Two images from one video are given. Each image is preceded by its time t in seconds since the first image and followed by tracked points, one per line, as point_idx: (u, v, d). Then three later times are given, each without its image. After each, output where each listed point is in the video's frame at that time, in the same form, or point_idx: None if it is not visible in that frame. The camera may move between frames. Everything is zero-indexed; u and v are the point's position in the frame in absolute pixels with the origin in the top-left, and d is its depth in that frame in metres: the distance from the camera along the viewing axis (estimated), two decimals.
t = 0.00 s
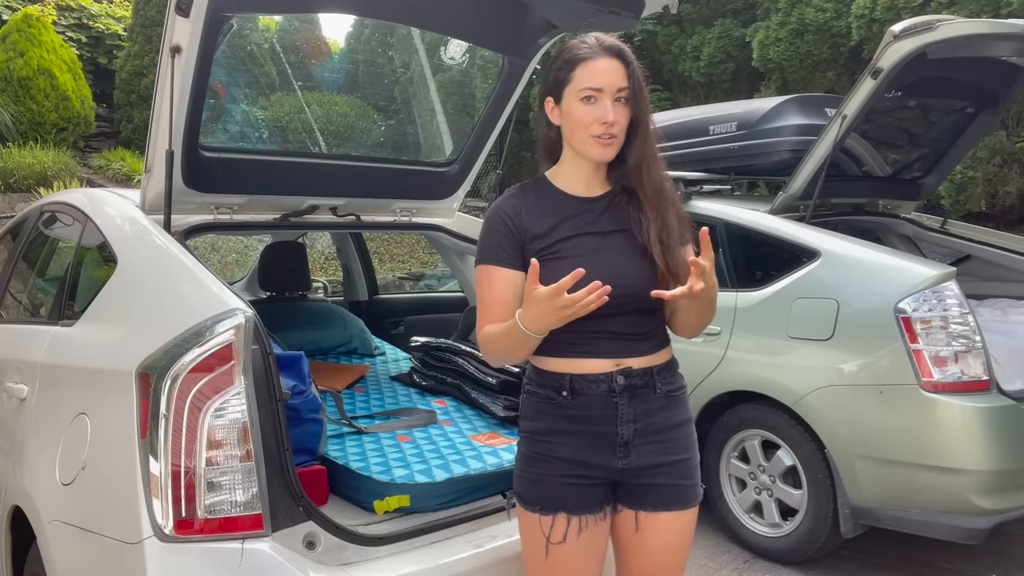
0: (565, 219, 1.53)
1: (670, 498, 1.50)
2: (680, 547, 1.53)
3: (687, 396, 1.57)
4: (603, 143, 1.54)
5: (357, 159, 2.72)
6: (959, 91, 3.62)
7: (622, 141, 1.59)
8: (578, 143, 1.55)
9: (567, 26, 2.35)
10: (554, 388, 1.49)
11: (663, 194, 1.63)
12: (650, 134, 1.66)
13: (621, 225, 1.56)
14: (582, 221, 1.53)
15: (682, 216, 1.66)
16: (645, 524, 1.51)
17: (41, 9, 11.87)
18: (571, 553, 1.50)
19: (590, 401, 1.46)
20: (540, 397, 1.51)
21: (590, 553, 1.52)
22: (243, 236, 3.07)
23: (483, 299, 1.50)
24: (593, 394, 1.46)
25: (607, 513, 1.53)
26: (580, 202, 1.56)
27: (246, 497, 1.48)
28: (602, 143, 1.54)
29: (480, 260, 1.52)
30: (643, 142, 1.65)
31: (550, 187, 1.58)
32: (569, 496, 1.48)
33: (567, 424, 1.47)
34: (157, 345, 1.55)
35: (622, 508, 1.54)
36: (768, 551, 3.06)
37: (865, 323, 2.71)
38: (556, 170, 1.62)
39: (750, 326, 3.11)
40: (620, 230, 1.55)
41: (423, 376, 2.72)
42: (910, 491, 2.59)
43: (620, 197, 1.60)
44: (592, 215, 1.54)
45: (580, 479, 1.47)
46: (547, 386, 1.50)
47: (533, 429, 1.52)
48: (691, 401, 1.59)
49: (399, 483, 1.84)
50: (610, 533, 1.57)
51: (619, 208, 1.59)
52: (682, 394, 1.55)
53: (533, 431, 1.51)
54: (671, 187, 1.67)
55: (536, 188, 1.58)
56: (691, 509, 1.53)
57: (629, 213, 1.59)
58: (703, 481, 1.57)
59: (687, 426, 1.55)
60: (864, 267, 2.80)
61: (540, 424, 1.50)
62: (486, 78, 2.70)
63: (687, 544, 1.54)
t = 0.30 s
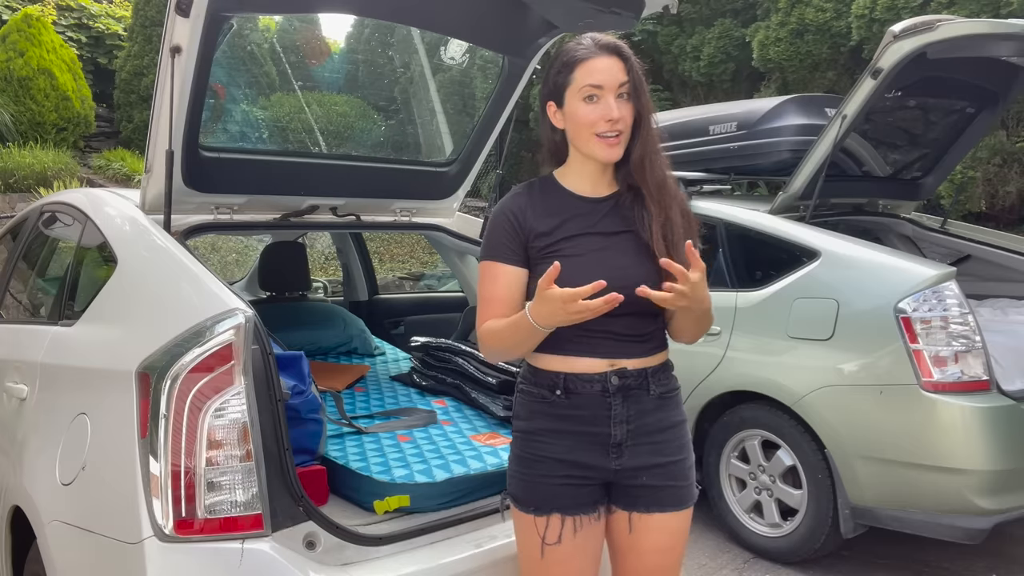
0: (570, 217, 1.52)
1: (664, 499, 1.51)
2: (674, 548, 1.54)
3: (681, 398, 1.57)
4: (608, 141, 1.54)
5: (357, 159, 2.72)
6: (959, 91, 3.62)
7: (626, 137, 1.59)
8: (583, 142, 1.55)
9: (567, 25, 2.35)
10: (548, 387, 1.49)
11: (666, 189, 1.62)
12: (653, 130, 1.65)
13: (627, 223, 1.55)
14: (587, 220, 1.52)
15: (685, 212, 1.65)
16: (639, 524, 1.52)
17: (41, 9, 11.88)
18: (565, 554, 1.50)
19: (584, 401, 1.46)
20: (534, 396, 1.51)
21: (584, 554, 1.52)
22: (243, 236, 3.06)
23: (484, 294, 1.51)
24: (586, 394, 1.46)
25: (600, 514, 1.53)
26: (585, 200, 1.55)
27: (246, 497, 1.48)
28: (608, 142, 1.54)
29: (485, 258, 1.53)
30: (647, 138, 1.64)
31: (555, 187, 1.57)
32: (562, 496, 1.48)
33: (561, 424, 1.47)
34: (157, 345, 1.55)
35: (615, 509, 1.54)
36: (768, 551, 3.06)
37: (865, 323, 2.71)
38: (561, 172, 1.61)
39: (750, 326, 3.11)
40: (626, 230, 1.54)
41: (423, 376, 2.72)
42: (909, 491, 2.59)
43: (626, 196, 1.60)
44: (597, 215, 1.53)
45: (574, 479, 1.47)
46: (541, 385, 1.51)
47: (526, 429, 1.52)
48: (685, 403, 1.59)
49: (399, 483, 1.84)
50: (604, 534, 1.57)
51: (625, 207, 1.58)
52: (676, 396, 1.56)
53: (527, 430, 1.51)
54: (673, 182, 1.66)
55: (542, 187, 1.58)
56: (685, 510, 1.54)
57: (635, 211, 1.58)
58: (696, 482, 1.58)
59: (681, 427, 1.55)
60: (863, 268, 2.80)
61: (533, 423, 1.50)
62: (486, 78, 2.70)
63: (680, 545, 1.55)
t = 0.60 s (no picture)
0: (577, 219, 1.52)
1: (655, 500, 1.51)
2: (665, 549, 1.54)
3: (671, 401, 1.57)
4: (618, 143, 1.53)
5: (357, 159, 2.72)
6: (959, 91, 3.62)
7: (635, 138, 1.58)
8: (591, 146, 1.54)
9: (567, 25, 2.35)
10: (539, 385, 1.50)
11: (677, 189, 1.60)
12: (665, 128, 1.63)
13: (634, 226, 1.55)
14: (595, 223, 1.52)
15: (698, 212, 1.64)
16: (629, 524, 1.52)
17: (41, 9, 11.88)
18: (554, 552, 1.50)
19: (573, 400, 1.47)
20: (524, 394, 1.52)
21: (574, 552, 1.52)
22: (243, 236, 3.06)
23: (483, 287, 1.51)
24: (574, 394, 1.47)
25: (590, 513, 1.53)
26: (593, 202, 1.55)
27: (246, 497, 1.48)
28: (617, 144, 1.53)
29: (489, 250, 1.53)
30: (658, 137, 1.62)
31: (565, 189, 1.57)
32: (551, 493, 1.48)
33: (551, 423, 1.48)
34: (157, 345, 1.55)
35: (605, 508, 1.54)
36: (767, 551, 3.07)
37: (865, 323, 2.71)
38: (570, 173, 1.61)
39: (749, 326, 3.11)
40: (634, 234, 1.54)
41: (423, 376, 2.72)
42: (909, 491, 2.59)
43: (636, 198, 1.59)
44: (604, 219, 1.53)
45: (562, 477, 1.48)
46: (531, 383, 1.51)
47: (516, 426, 1.52)
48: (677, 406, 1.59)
49: (399, 484, 1.84)
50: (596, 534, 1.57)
51: (635, 209, 1.57)
52: (666, 399, 1.56)
53: (518, 428, 1.52)
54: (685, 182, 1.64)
55: (552, 185, 1.58)
56: (675, 511, 1.54)
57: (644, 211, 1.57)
58: (688, 484, 1.58)
59: (672, 429, 1.55)
60: (863, 268, 2.80)
61: (523, 421, 1.51)
62: (486, 78, 2.70)
63: (671, 546, 1.55)
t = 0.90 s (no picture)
0: (577, 219, 1.52)
1: (650, 501, 1.51)
2: (660, 551, 1.54)
3: (668, 403, 1.57)
4: (619, 147, 1.53)
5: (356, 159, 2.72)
6: (959, 91, 3.62)
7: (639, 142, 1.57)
8: (594, 147, 1.54)
9: (567, 25, 2.36)
10: (535, 386, 1.50)
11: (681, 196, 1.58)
12: (672, 132, 1.61)
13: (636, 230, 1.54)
14: (594, 225, 1.52)
15: (700, 219, 1.62)
16: (624, 524, 1.52)
17: (41, 9, 11.88)
18: (551, 553, 1.50)
19: (568, 403, 1.47)
20: (521, 394, 1.52)
21: (571, 553, 1.52)
22: (243, 236, 3.06)
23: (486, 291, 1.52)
24: (570, 397, 1.47)
25: (585, 512, 1.53)
26: (595, 202, 1.54)
27: (246, 497, 1.48)
28: (619, 148, 1.53)
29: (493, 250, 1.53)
30: (664, 141, 1.60)
31: (566, 188, 1.57)
32: (547, 492, 1.48)
33: (547, 424, 1.48)
34: (157, 345, 1.55)
35: (601, 508, 1.54)
36: (767, 551, 3.07)
37: (865, 323, 2.71)
38: (572, 172, 1.61)
39: (749, 326, 3.11)
40: (632, 238, 1.54)
41: (423, 376, 2.72)
42: (909, 491, 2.59)
43: (637, 201, 1.58)
44: (603, 222, 1.53)
45: (559, 477, 1.48)
46: (528, 383, 1.52)
47: (513, 426, 1.53)
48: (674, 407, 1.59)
49: (398, 484, 1.84)
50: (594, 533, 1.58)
51: (634, 213, 1.56)
52: (663, 401, 1.55)
53: (514, 428, 1.52)
54: (689, 188, 1.62)
55: (553, 185, 1.57)
56: (670, 512, 1.53)
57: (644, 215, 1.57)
58: (685, 485, 1.58)
59: (668, 431, 1.55)
60: (863, 268, 2.80)
61: (519, 421, 1.51)
62: (486, 78, 2.71)
63: (667, 547, 1.55)
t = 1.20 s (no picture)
0: (581, 218, 1.52)
1: (650, 502, 1.51)
2: (660, 552, 1.54)
3: (667, 403, 1.57)
4: (624, 148, 1.53)
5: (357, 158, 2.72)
6: (959, 91, 3.62)
7: (644, 144, 1.56)
8: (599, 145, 1.54)
9: (568, 25, 2.36)
10: (535, 387, 1.50)
11: (688, 201, 1.58)
12: (680, 135, 1.60)
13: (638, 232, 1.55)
14: (597, 226, 1.52)
15: (702, 225, 1.61)
16: (624, 525, 1.52)
17: (41, 9, 11.88)
18: (550, 553, 1.50)
19: (568, 403, 1.47)
20: (522, 394, 1.52)
21: (570, 554, 1.52)
22: (243, 236, 3.07)
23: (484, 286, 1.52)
24: (570, 398, 1.47)
25: (585, 512, 1.53)
26: (599, 202, 1.54)
27: (246, 497, 1.48)
28: (622, 149, 1.53)
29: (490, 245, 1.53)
30: (671, 144, 1.59)
31: (571, 184, 1.57)
32: (546, 493, 1.48)
33: (547, 424, 1.48)
34: (157, 346, 1.55)
35: (601, 509, 1.54)
36: (767, 551, 3.07)
37: (865, 323, 2.71)
38: (578, 168, 1.60)
39: (749, 326, 3.11)
40: (635, 241, 1.53)
41: (423, 376, 2.72)
42: (909, 491, 2.59)
43: (640, 203, 1.58)
44: (606, 222, 1.52)
45: (559, 477, 1.48)
46: (528, 384, 1.52)
47: (513, 426, 1.53)
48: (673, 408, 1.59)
49: (399, 484, 1.84)
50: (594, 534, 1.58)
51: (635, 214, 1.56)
52: (662, 402, 1.55)
53: (514, 428, 1.53)
54: (694, 193, 1.62)
55: (559, 181, 1.57)
56: (669, 513, 1.53)
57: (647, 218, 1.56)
58: (685, 486, 1.58)
59: (668, 431, 1.55)
60: (863, 268, 2.81)
61: (519, 422, 1.51)
62: (486, 78, 2.71)
63: (666, 548, 1.55)
